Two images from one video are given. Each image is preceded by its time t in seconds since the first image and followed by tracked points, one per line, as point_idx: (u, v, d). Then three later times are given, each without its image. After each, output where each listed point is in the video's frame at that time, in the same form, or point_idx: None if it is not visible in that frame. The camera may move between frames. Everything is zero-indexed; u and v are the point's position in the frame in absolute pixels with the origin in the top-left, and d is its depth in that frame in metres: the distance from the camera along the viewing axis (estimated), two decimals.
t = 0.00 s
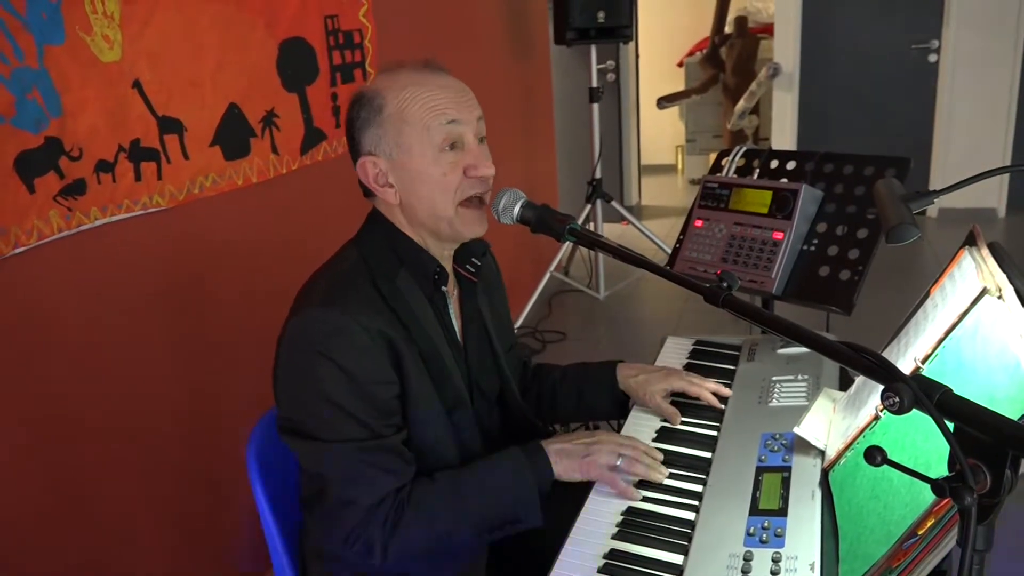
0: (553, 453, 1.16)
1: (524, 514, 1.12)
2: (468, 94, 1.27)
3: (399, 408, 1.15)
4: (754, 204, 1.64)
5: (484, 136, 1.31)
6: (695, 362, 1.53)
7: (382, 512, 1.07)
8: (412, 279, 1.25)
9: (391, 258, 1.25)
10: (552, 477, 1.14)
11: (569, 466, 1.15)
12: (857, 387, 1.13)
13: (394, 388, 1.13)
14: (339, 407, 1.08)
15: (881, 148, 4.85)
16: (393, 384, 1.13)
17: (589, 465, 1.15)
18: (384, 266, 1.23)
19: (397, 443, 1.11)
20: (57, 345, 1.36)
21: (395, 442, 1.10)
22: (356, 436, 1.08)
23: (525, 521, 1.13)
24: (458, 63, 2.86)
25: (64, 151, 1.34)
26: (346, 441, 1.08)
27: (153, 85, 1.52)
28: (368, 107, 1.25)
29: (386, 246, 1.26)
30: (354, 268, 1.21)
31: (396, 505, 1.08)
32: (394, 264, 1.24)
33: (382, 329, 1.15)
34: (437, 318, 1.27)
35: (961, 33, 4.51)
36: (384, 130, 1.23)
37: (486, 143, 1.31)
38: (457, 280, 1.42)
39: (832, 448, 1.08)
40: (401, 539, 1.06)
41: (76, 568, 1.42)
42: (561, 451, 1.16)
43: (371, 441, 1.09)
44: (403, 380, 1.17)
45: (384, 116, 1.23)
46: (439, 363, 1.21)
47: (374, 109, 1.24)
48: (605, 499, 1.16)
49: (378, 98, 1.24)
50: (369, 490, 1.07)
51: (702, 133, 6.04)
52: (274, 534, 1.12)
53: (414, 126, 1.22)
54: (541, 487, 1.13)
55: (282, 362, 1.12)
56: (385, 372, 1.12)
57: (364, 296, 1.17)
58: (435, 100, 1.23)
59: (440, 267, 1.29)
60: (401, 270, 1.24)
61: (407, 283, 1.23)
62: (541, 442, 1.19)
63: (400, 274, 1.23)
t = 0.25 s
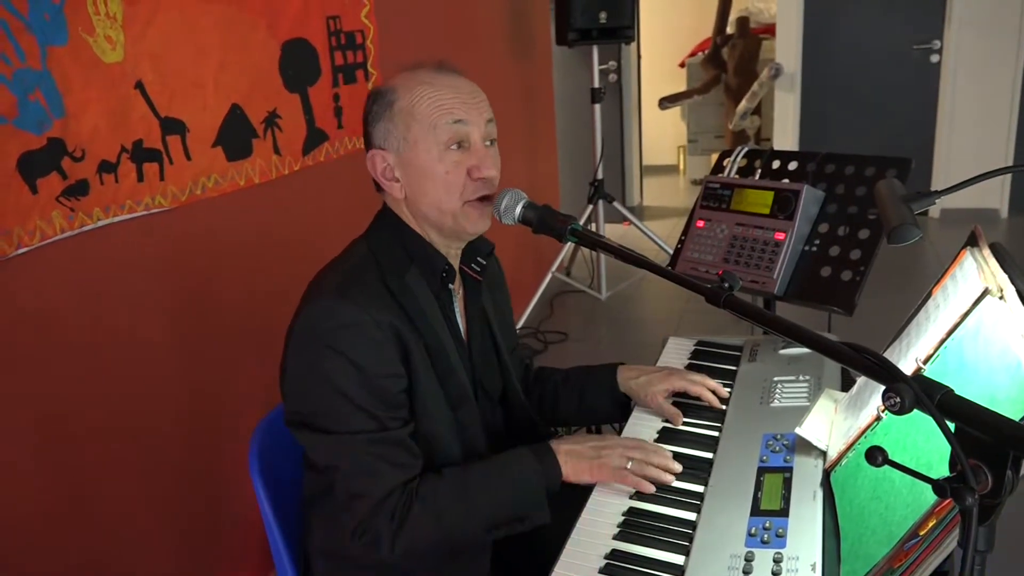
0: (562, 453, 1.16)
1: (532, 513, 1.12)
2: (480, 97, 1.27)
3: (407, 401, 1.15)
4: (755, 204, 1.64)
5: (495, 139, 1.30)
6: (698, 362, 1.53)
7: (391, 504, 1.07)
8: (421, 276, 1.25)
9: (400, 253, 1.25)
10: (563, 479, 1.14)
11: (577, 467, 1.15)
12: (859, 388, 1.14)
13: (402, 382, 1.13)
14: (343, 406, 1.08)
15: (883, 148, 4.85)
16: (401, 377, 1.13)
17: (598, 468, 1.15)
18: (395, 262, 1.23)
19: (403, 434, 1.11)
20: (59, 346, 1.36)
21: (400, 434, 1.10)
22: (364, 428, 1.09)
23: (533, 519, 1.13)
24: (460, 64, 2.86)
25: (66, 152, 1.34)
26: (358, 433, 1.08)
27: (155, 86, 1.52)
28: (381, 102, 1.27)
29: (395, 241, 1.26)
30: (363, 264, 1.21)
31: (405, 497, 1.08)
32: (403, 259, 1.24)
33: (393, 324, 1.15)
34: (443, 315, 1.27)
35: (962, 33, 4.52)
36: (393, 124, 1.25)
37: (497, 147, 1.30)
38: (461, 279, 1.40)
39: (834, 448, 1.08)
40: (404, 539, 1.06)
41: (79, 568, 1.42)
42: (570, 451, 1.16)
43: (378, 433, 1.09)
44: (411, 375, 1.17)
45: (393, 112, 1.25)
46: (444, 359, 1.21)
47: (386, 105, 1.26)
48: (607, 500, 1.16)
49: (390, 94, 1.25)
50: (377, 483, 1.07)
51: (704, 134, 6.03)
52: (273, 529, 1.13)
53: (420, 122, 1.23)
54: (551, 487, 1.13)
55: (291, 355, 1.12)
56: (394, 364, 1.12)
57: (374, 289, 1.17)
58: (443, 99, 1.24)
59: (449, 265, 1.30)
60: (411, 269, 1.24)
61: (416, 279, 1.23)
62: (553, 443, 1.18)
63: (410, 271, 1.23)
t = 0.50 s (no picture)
0: (558, 435, 1.17)
1: (533, 501, 1.12)
2: (481, 95, 1.28)
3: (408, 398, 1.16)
4: (756, 205, 1.64)
5: (496, 137, 1.31)
6: (699, 363, 1.53)
7: (392, 500, 1.07)
8: (423, 276, 1.26)
9: (402, 249, 1.25)
10: (558, 463, 1.14)
11: (575, 446, 1.15)
12: (860, 389, 1.14)
13: (404, 378, 1.14)
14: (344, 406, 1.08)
15: (884, 149, 4.85)
16: (402, 374, 1.14)
17: (597, 446, 1.17)
18: (397, 259, 1.23)
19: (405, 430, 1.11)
20: (61, 346, 1.36)
21: (403, 430, 1.11)
22: (367, 423, 1.09)
23: (532, 509, 1.13)
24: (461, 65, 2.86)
25: (68, 152, 1.35)
26: (360, 428, 1.08)
27: (157, 87, 1.53)
28: (384, 99, 1.27)
29: (397, 239, 1.26)
30: (366, 262, 1.21)
31: (406, 493, 1.08)
32: (405, 257, 1.25)
33: (397, 322, 1.15)
34: (445, 314, 1.27)
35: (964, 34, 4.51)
36: (395, 121, 1.25)
37: (497, 145, 1.31)
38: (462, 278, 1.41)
39: (835, 449, 1.08)
40: (404, 539, 1.06)
41: (80, 568, 1.42)
42: (565, 433, 1.17)
43: (380, 428, 1.09)
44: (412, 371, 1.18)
45: (396, 109, 1.25)
46: (445, 357, 1.22)
47: (390, 102, 1.26)
48: (607, 500, 1.16)
49: (394, 91, 1.26)
50: (376, 480, 1.06)
51: (705, 135, 6.04)
52: (274, 526, 1.13)
53: (422, 119, 1.23)
54: (549, 473, 1.14)
55: (295, 352, 1.12)
56: (396, 360, 1.13)
57: (376, 285, 1.17)
58: (445, 97, 1.24)
59: (450, 263, 1.30)
60: (411, 265, 1.24)
61: (416, 279, 1.24)
62: (547, 427, 1.20)
63: (411, 269, 1.24)
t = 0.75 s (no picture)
0: (556, 454, 1.15)
1: (524, 516, 1.11)
2: (482, 95, 1.31)
3: (400, 399, 1.16)
4: (757, 206, 1.65)
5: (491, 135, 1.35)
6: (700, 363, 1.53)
7: (385, 499, 1.08)
8: (415, 275, 1.24)
9: (393, 251, 1.24)
10: (555, 479, 1.13)
11: (573, 467, 1.13)
12: (861, 389, 1.14)
13: (396, 379, 1.14)
14: (345, 408, 1.08)
15: (884, 150, 4.85)
16: (394, 375, 1.13)
17: (591, 468, 1.14)
18: (389, 260, 1.22)
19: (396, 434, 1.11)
20: (63, 346, 1.37)
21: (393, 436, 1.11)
22: (358, 425, 1.09)
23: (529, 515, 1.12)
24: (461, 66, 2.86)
25: (70, 153, 1.35)
26: (348, 429, 1.08)
27: (158, 87, 1.53)
28: (402, 101, 1.23)
29: (388, 236, 1.25)
30: (358, 264, 1.21)
31: (399, 494, 1.08)
32: (398, 258, 1.23)
33: (386, 324, 1.15)
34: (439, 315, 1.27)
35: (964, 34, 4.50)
36: (423, 122, 1.23)
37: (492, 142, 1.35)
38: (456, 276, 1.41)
39: (835, 449, 1.08)
40: (405, 539, 1.07)
41: (81, 568, 1.42)
42: (563, 453, 1.15)
43: (371, 430, 1.09)
44: (403, 371, 1.17)
45: (423, 110, 1.23)
46: (438, 357, 1.21)
47: (413, 103, 1.23)
48: (609, 500, 1.16)
49: (416, 92, 1.23)
50: (372, 480, 1.08)
51: (705, 136, 6.04)
52: (272, 524, 1.13)
53: (455, 118, 1.24)
54: (543, 491, 1.12)
55: (287, 353, 1.12)
56: (387, 362, 1.13)
57: (365, 286, 1.17)
58: (467, 97, 1.26)
59: (443, 262, 1.29)
60: (404, 267, 1.23)
61: (410, 280, 1.22)
62: (543, 445, 1.18)
63: (405, 269, 1.22)
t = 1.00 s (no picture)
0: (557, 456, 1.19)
1: (527, 515, 1.14)
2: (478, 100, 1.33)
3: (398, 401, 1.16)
4: (756, 207, 1.65)
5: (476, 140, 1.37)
6: (700, 363, 1.54)
7: (388, 504, 1.08)
8: (409, 276, 1.24)
9: (386, 257, 1.23)
10: (556, 482, 1.16)
11: (574, 468, 1.17)
12: (860, 390, 1.14)
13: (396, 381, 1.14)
14: (345, 410, 1.08)
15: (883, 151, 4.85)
16: (393, 376, 1.13)
17: (593, 468, 1.17)
18: (380, 263, 1.22)
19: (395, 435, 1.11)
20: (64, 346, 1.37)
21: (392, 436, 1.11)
22: (355, 427, 1.09)
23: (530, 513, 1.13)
24: (461, 67, 2.86)
25: (71, 154, 1.35)
26: (341, 437, 1.08)
27: (158, 88, 1.53)
28: (427, 107, 1.22)
29: (381, 239, 1.24)
30: (351, 270, 1.19)
31: (402, 499, 1.09)
32: (390, 262, 1.23)
33: (384, 326, 1.15)
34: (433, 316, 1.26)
35: (963, 37, 4.52)
36: (449, 131, 1.22)
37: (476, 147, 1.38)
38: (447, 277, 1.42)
39: (835, 450, 1.08)
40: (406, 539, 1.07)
41: (81, 568, 1.42)
42: (564, 454, 1.19)
43: (372, 431, 1.09)
44: (401, 371, 1.18)
45: (450, 118, 1.22)
46: (434, 359, 1.22)
47: (439, 111, 1.22)
48: (609, 500, 1.16)
49: (442, 99, 1.22)
50: (373, 481, 1.08)
51: (704, 137, 6.04)
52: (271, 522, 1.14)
53: (476, 129, 1.25)
54: (546, 489, 1.15)
55: (285, 354, 1.12)
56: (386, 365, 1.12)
57: (358, 287, 1.17)
58: (482, 108, 1.28)
59: (437, 266, 1.29)
60: (397, 271, 1.22)
61: (403, 282, 1.22)
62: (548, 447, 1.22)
63: (398, 272, 1.22)
